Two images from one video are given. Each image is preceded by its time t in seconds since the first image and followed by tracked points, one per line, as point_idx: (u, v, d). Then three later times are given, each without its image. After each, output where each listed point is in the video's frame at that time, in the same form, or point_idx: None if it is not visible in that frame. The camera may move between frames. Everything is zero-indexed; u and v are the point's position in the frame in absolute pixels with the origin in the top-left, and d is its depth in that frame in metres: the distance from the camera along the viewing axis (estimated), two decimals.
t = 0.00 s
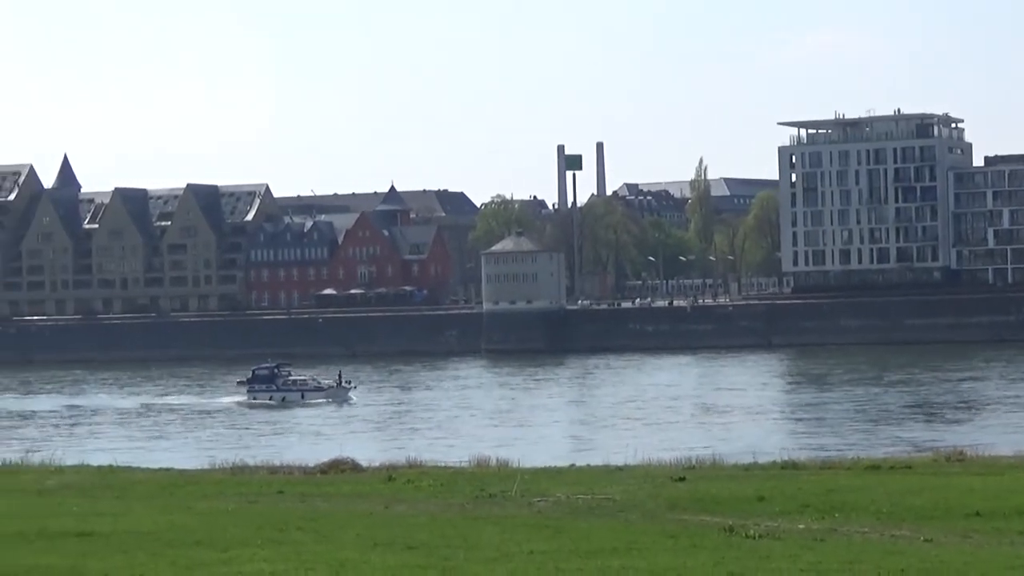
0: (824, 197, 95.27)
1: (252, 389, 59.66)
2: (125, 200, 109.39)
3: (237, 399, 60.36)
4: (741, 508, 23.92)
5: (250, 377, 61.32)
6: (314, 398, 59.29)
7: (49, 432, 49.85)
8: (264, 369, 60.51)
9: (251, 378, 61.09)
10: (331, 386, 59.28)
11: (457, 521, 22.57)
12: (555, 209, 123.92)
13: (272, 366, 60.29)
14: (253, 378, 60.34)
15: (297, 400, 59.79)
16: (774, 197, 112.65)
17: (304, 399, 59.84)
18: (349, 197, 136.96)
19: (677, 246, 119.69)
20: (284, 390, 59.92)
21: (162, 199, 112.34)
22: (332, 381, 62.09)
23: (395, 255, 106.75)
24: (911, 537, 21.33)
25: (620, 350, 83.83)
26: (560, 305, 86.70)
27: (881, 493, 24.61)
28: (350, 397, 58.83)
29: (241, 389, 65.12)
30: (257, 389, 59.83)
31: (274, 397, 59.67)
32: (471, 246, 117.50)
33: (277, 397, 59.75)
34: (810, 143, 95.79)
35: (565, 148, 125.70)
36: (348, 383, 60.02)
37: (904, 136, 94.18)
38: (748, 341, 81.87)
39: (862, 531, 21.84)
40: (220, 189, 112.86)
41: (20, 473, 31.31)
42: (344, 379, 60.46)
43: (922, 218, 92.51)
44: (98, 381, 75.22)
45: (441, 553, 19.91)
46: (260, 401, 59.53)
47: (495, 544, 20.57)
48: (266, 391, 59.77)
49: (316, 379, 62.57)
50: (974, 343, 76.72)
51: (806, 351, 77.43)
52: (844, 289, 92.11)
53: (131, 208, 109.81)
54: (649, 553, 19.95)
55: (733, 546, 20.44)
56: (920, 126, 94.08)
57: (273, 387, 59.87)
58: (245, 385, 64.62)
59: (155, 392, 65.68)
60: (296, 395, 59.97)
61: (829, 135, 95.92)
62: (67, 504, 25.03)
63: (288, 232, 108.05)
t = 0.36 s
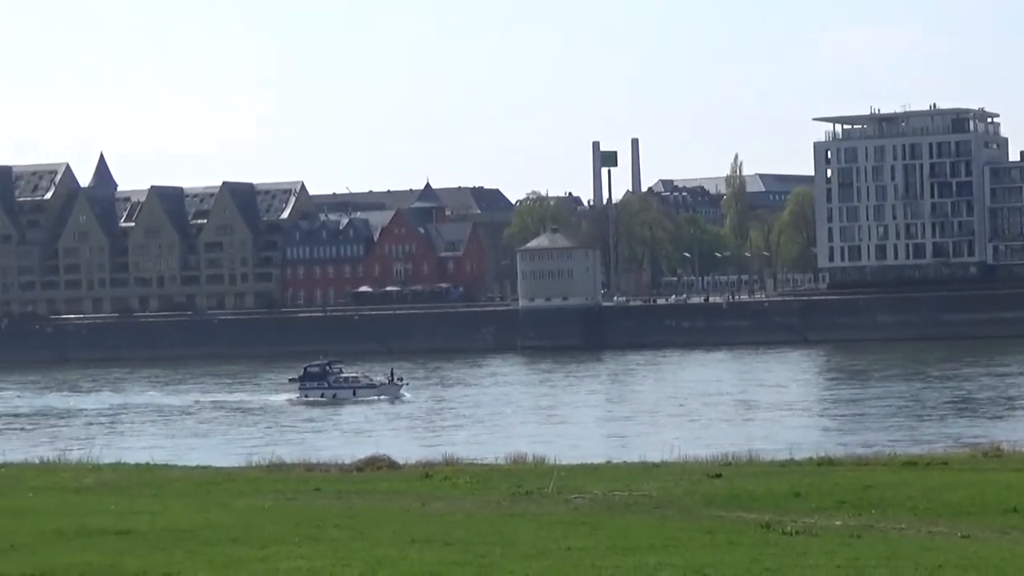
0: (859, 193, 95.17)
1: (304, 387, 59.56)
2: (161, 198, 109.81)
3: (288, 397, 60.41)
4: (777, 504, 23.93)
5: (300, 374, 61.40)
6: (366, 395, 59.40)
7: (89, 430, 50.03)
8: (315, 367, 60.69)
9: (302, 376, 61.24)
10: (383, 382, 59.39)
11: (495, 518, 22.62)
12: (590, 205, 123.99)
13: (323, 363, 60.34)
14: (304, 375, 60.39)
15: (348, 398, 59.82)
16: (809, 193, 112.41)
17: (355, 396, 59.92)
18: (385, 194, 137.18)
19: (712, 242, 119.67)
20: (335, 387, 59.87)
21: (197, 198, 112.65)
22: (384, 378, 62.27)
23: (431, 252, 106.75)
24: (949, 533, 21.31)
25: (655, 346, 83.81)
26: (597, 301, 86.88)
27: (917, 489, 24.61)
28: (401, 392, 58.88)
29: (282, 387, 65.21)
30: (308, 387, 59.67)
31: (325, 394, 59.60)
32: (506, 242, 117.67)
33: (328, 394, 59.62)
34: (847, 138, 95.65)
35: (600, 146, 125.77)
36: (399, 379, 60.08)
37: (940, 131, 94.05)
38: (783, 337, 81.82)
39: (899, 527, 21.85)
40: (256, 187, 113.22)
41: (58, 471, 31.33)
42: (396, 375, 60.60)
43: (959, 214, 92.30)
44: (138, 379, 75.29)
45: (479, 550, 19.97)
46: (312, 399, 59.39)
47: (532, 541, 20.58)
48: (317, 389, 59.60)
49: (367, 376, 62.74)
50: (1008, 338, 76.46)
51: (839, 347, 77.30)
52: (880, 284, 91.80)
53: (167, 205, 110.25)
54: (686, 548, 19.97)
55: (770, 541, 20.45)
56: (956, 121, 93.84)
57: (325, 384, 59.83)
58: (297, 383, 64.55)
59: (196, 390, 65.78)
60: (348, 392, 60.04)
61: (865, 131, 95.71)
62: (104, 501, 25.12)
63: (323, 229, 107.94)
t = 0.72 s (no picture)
0: (899, 189, 95.00)
1: (359, 385, 59.61)
2: (201, 197, 110.06)
3: (341, 395, 60.39)
4: (816, 501, 23.91)
5: (357, 370, 61.43)
6: (421, 393, 59.55)
7: (133, 429, 50.09)
8: (370, 363, 60.55)
9: (357, 372, 61.14)
10: (438, 380, 59.53)
11: (536, 516, 22.57)
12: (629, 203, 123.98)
13: (378, 361, 60.29)
14: (359, 373, 60.37)
15: (403, 395, 59.94)
16: (848, 189, 112.17)
17: (410, 394, 60.02)
18: (424, 192, 137.28)
19: (751, 239, 119.52)
20: (390, 385, 59.97)
21: (237, 196, 112.90)
22: (438, 376, 62.22)
23: (469, 250, 106.75)
24: (990, 530, 21.26)
25: (695, 344, 83.73)
26: (636, 298, 86.80)
27: (956, 485, 24.59)
28: (457, 391, 58.84)
29: (327, 386, 65.23)
30: (364, 384, 59.86)
31: (380, 392, 59.72)
32: (545, 240, 117.71)
33: (383, 392, 59.81)
34: (886, 135, 95.54)
35: (638, 144, 125.70)
36: (454, 377, 60.16)
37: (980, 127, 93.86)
38: (823, 334, 81.70)
39: (941, 525, 21.80)
40: (295, 186, 113.48)
41: (101, 469, 31.26)
42: (451, 373, 60.63)
43: (999, 210, 92.06)
44: (182, 378, 75.29)
45: (519, 547, 19.95)
46: (368, 396, 59.57)
47: (571, 539, 20.56)
48: (372, 386, 59.80)
49: (420, 373, 62.74)
50: None
51: (879, 343, 77.16)
52: (920, 281, 91.50)
53: (206, 204, 110.37)
54: (727, 546, 19.97)
55: (811, 539, 20.46)
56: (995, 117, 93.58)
57: (380, 382, 59.94)
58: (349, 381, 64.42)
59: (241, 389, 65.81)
60: (403, 389, 60.17)
61: (904, 128, 95.53)
62: (144, 501, 25.06)
63: (362, 228, 108.19)
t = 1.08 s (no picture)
0: (937, 188, 94.83)
1: (413, 384, 59.65)
2: (239, 197, 110.33)
3: (396, 394, 60.39)
4: (855, 501, 23.91)
5: (410, 369, 61.47)
6: (476, 392, 59.54)
7: (174, 429, 50.13)
8: (424, 363, 60.66)
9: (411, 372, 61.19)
10: (493, 380, 59.54)
11: (576, 516, 22.53)
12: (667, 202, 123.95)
13: (431, 361, 60.33)
14: (412, 373, 60.40)
15: (458, 394, 59.98)
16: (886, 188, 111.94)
17: (465, 392, 60.07)
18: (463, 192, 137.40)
19: (789, 238, 119.37)
20: (444, 385, 60.04)
21: (276, 196, 113.18)
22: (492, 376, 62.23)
23: (507, 249, 106.74)
24: None
25: (734, 343, 83.65)
26: (675, 296, 86.78)
27: (995, 485, 24.58)
28: (511, 390, 59.00)
29: (370, 386, 65.30)
30: (418, 383, 59.93)
31: (434, 392, 59.78)
32: (583, 240, 117.72)
33: (437, 390, 59.90)
34: (924, 134, 95.40)
35: (676, 143, 125.71)
36: (508, 376, 60.17)
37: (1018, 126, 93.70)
38: (862, 334, 81.55)
39: (979, 525, 21.79)
40: (333, 185, 113.71)
41: (138, 469, 31.25)
42: (505, 372, 60.64)
43: None
44: (224, 377, 75.34)
45: (558, 548, 19.96)
46: (422, 396, 59.64)
47: (610, 538, 20.57)
48: (426, 385, 59.87)
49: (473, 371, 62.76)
50: None
51: (917, 343, 77.01)
52: (959, 279, 91.39)
53: (245, 204, 110.62)
54: (764, 546, 19.98)
55: (848, 538, 20.48)
56: None
57: (434, 381, 59.97)
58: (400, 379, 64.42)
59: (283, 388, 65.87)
60: (458, 388, 60.22)
61: (943, 126, 95.39)
62: (183, 500, 25.07)
63: (401, 227, 107.86)
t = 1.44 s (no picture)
0: (974, 189, 94.57)
1: (464, 384, 59.88)
2: (275, 198, 110.53)
3: (446, 395, 60.44)
4: (891, 502, 23.88)
5: (463, 371, 61.66)
6: (527, 393, 59.20)
7: (211, 429, 50.27)
8: (476, 364, 60.84)
9: (463, 373, 61.37)
10: (544, 380, 59.14)
11: (611, 517, 22.57)
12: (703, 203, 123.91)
13: (483, 361, 60.51)
14: (464, 373, 60.60)
15: (508, 394, 59.98)
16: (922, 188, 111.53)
17: (515, 393, 60.01)
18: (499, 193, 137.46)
19: (824, 239, 119.08)
20: (495, 385, 60.13)
21: (311, 196, 113.35)
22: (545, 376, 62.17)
23: (543, 251, 106.80)
24: None
25: (769, 344, 83.50)
26: (710, 298, 87.50)
27: None
28: (563, 391, 58.48)
29: (412, 387, 65.36)
30: (469, 383, 60.10)
31: (485, 392, 59.89)
32: (619, 240, 117.70)
33: (488, 391, 59.99)
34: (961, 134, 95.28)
35: (712, 144, 125.65)
36: (560, 377, 59.78)
37: None
38: (897, 335, 81.38)
39: (1015, 527, 21.75)
40: (369, 186, 113.91)
41: (173, 470, 31.33)
42: (558, 372, 60.25)
43: None
44: (264, 378, 75.52)
45: (592, 549, 20.00)
46: (473, 396, 59.76)
47: (645, 539, 20.58)
48: (477, 385, 60.02)
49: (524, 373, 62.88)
50: None
51: (952, 344, 76.82)
52: (996, 280, 91.08)
53: (280, 204, 110.84)
54: (799, 547, 19.96)
55: (885, 540, 20.46)
56: None
57: (485, 381, 60.12)
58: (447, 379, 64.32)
59: (324, 388, 65.95)
60: (508, 389, 60.25)
61: (979, 127, 95.32)
62: (218, 501, 25.17)
63: (436, 228, 108.30)
